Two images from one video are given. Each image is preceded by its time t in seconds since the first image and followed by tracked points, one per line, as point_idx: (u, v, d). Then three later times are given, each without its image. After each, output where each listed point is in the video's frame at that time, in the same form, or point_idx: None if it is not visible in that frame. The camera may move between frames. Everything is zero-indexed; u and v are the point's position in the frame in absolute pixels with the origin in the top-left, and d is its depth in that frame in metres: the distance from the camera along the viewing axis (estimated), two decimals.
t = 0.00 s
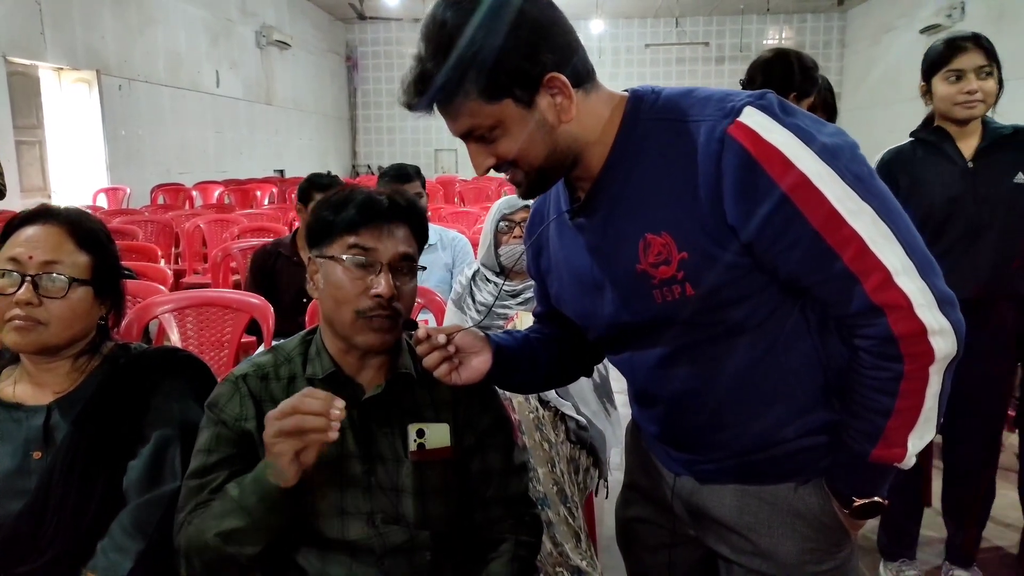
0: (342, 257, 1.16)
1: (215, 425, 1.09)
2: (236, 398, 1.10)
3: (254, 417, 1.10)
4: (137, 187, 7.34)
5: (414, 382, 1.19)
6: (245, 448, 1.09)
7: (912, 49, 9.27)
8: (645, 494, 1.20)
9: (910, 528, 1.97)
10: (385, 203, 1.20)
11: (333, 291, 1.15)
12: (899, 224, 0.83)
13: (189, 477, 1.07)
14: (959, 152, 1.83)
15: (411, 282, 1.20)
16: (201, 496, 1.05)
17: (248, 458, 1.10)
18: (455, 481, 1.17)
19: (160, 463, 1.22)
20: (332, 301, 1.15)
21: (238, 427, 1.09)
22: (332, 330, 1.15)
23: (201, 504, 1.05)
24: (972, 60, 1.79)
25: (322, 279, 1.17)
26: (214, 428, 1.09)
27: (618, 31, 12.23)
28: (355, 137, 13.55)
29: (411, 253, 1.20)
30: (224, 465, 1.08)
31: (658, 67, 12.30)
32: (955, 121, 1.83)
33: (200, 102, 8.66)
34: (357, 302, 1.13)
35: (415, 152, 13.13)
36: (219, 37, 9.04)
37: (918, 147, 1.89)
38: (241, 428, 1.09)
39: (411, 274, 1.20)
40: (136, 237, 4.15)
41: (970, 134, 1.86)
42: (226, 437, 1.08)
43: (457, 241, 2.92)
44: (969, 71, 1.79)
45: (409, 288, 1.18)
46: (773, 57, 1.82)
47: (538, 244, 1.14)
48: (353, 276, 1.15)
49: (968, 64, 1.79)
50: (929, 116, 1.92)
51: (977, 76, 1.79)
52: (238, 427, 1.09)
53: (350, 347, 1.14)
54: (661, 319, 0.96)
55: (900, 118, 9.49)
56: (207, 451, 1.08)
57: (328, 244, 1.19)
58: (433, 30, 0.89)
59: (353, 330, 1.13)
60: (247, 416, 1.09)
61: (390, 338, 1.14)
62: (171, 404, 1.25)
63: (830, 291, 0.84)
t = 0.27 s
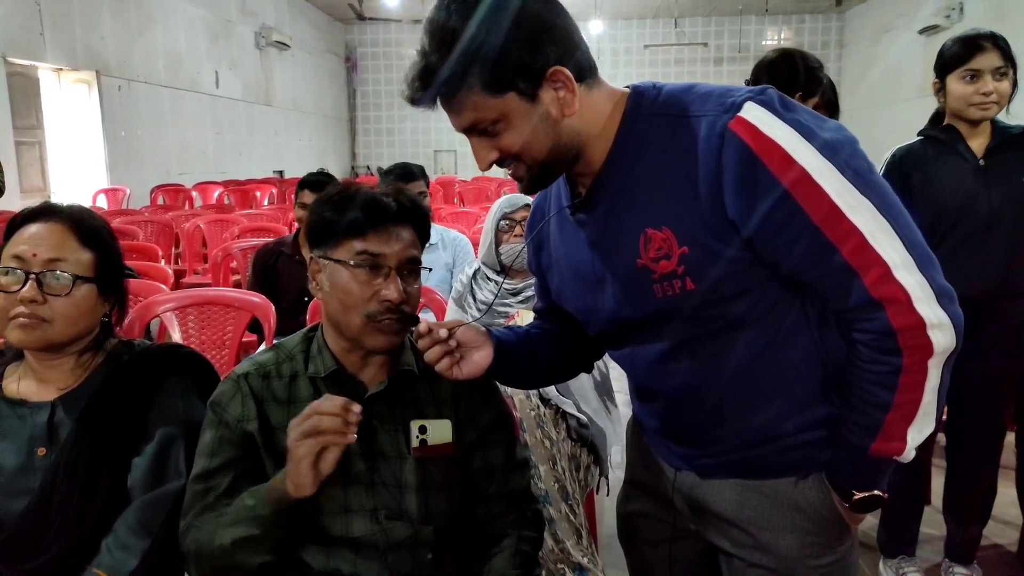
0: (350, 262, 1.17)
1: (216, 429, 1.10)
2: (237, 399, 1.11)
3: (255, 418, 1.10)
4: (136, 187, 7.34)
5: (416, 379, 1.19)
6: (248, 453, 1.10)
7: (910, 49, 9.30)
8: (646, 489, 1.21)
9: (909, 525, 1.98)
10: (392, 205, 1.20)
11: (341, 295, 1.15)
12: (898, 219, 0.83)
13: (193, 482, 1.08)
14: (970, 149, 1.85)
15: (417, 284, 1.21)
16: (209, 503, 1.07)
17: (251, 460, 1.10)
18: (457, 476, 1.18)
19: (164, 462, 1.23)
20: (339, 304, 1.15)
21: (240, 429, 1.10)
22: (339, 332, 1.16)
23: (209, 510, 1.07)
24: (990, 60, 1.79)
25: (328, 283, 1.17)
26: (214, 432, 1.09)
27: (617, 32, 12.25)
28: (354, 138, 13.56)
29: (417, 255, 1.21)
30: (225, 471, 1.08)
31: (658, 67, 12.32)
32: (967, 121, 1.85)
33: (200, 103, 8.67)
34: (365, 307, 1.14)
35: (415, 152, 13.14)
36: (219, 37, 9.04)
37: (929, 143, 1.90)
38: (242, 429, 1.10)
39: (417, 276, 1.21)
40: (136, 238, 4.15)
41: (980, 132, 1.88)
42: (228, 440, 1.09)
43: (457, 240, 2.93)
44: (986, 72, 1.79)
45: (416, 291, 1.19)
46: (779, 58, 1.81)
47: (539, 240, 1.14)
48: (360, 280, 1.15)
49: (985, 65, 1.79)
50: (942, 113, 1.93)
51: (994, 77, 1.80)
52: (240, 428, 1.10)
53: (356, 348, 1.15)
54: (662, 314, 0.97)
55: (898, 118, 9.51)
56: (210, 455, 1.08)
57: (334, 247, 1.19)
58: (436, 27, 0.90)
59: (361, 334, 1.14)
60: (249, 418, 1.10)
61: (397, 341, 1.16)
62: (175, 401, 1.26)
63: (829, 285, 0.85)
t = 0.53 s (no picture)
0: (353, 256, 1.18)
1: (215, 434, 1.11)
2: (240, 398, 1.12)
3: (257, 419, 1.11)
4: (137, 186, 7.35)
5: (418, 375, 1.21)
6: (249, 457, 1.12)
7: (910, 48, 9.31)
8: (644, 485, 1.22)
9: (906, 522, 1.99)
10: (395, 202, 1.21)
11: (345, 290, 1.17)
12: (891, 218, 0.85)
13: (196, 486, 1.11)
14: (968, 149, 1.86)
15: (419, 279, 1.22)
16: (213, 510, 1.10)
17: (253, 462, 1.12)
18: (458, 472, 1.19)
19: (168, 456, 1.25)
20: (343, 299, 1.17)
21: (242, 430, 1.11)
22: (343, 327, 1.17)
23: (212, 518, 1.10)
24: (984, 60, 1.80)
25: (332, 277, 1.18)
26: (215, 435, 1.11)
27: (617, 30, 12.25)
28: (354, 136, 13.56)
29: (419, 250, 1.22)
30: (227, 478, 1.11)
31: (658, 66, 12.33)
32: (964, 119, 1.86)
33: (200, 101, 8.67)
34: (369, 301, 1.16)
35: (415, 151, 13.15)
36: (219, 36, 9.05)
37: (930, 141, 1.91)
38: (243, 431, 1.11)
39: (419, 271, 1.23)
40: (137, 236, 4.17)
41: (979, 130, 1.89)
42: (226, 446, 1.11)
43: (457, 238, 2.94)
44: (980, 71, 1.81)
45: (418, 286, 1.21)
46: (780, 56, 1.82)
47: (538, 239, 1.16)
48: (364, 275, 1.17)
49: (980, 64, 1.81)
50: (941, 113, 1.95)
51: (989, 76, 1.81)
52: (241, 430, 1.11)
53: (360, 343, 1.17)
54: (660, 313, 0.98)
55: (897, 117, 9.52)
56: (210, 460, 1.10)
57: (337, 243, 1.20)
58: (435, 28, 0.91)
59: (366, 329, 1.15)
60: (250, 419, 1.11)
61: (401, 335, 1.18)
62: (180, 396, 1.28)
63: (823, 284, 0.87)
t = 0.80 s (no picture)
0: (354, 255, 1.19)
1: (217, 429, 1.12)
2: (242, 393, 1.14)
3: (259, 414, 1.12)
4: (137, 184, 7.36)
5: (418, 372, 1.22)
6: (252, 452, 1.13)
7: (910, 47, 9.31)
8: (642, 481, 1.23)
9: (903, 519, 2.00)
10: (396, 201, 1.22)
11: (346, 288, 1.17)
12: (884, 216, 0.86)
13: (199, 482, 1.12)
14: (968, 146, 1.87)
15: (419, 277, 1.23)
16: (215, 507, 1.11)
17: (255, 457, 1.13)
18: (458, 468, 1.20)
19: (171, 452, 1.26)
20: (344, 297, 1.18)
21: (244, 425, 1.12)
22: (344, 325, 1.18)
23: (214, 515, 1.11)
24: (955, 63, 1.84)
25: (333, 275, 1.19)
26: (218, 430, 1.12)
27: (617, 29, 12.25)
28: (355, 135, 13.57)
29: (419, 249, 1.23)
30: (230, 472, 1.12)
31: (658, 65, 12.33)
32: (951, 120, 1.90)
33: (200, 100, 8.68)
34: (370, 300, 1.17)
35: (415, 150, 13.15)
36: (219, 34, 9.06)
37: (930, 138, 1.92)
38: (246, 425, 1.12)
39: (420, 269, 1.24)
40: (139, 234, 4.18)
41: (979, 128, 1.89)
42: (228, 441, 1.12)
43: (457, 236, 2.95)
44: (951, 74, 1.85)
45: (419, 284, 1.22)
46: (777, 49, 1.86)
47: (536, 238, 1.17)
48: (365, 273, 1.18)
49: (951, 67, 1.85)
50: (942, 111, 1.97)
51: (960, 79, 1.85)
52: (244, 425, 1.12)
53: (361, 341, 1.18)
54: (657, 311, 0.99)
55: (897, 116, 9.53)
56: (212, 455, 1.12)
57: (339, 242, 1.21)
58: (433, 28, 0.92)
59: (366, 327, 1.16)
60: (252, 414, 1.12)
61: (401, 334, 1.19)
62: (182, 393, 1.29)
63: (818, 281, 0.88)
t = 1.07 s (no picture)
0: (356, 255, 1.19)
1: (220, 427, 1.13)
2: (245, 391, 1.14)
3: (261, 412, 1.13)
4: (137, 184, 7.36)
5: (419, 371, 1.22)
6: (254, 450, 1.13)
7: (909, 47, 9.32)
8: (641, 481, 1.23)
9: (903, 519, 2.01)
10: (398, 202, 1.22)
11: (347, 288, 1.18)
12: (881, 216, 0.87)
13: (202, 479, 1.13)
14: (967, 147, 1.88)
15: (420, 277, 1.24)
16: (219, 505, 1.12)
17: (257, 455, 1.14)
18: (459, 467, 1.21)
19: (173, 451, 1.27)
20: (345, 297, 1.19)
21: (246, 423, 1.13)
22: (345, 324, 1.19)
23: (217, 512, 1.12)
24: (932, 66, 1.88)
25: (335, 275, 1.20)
26: (220, 428, 1.13)
27: (617, 29, 12.25)
28: (354, 135, 13.57)
29: (420, 250, 1.24)
30: (232, 470, 1.12)
31: (658, 66, 12.33)
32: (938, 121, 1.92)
33: (200, 100, 8.68)
34: (371, 300, 1.17)
35: (415, 151, 13.16)
36: (219, 35, 9.06)
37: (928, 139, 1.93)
38: (248, 424, 1.13)
39: (420, 270, 1.24)
40: (139, 235, 4.18)
41: (972, 130, 1.90)
42: (231, 439, 1.12)
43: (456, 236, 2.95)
44: (931, 77, 1.89)
45: (420, 284, 1.23)
46: (763, 51, 1.98)
47: (535, 238, 1.17)
48: (366, 273, 1.18)
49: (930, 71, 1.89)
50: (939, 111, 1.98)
51: (938, 81, 1.88)
52: (246, 423, 1.13)
53: (362, 340, 1.18)
54: (656, 311, 1.00)
55: (897, 116, 9.53)
56: (215, 453, 1.12)
57: (340, 242, 1.21)
58: (432, 30, 0.93)
59: (368, 327, 1.17)
60: (255, 412, 1.13)
61: (402, 333, 1.19)
62: (183, 393, 1.30)
63: (815, 282, 0.88)
